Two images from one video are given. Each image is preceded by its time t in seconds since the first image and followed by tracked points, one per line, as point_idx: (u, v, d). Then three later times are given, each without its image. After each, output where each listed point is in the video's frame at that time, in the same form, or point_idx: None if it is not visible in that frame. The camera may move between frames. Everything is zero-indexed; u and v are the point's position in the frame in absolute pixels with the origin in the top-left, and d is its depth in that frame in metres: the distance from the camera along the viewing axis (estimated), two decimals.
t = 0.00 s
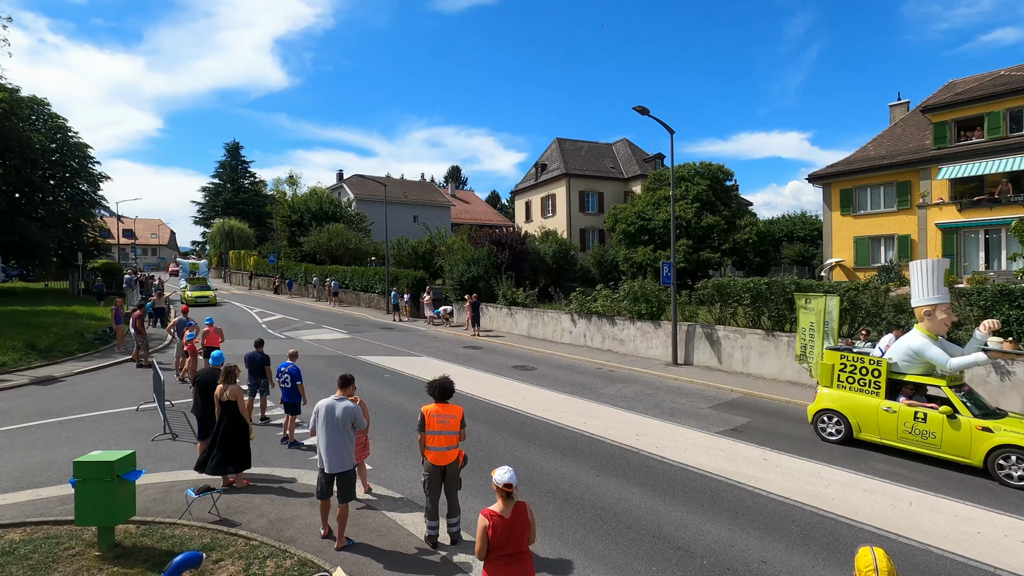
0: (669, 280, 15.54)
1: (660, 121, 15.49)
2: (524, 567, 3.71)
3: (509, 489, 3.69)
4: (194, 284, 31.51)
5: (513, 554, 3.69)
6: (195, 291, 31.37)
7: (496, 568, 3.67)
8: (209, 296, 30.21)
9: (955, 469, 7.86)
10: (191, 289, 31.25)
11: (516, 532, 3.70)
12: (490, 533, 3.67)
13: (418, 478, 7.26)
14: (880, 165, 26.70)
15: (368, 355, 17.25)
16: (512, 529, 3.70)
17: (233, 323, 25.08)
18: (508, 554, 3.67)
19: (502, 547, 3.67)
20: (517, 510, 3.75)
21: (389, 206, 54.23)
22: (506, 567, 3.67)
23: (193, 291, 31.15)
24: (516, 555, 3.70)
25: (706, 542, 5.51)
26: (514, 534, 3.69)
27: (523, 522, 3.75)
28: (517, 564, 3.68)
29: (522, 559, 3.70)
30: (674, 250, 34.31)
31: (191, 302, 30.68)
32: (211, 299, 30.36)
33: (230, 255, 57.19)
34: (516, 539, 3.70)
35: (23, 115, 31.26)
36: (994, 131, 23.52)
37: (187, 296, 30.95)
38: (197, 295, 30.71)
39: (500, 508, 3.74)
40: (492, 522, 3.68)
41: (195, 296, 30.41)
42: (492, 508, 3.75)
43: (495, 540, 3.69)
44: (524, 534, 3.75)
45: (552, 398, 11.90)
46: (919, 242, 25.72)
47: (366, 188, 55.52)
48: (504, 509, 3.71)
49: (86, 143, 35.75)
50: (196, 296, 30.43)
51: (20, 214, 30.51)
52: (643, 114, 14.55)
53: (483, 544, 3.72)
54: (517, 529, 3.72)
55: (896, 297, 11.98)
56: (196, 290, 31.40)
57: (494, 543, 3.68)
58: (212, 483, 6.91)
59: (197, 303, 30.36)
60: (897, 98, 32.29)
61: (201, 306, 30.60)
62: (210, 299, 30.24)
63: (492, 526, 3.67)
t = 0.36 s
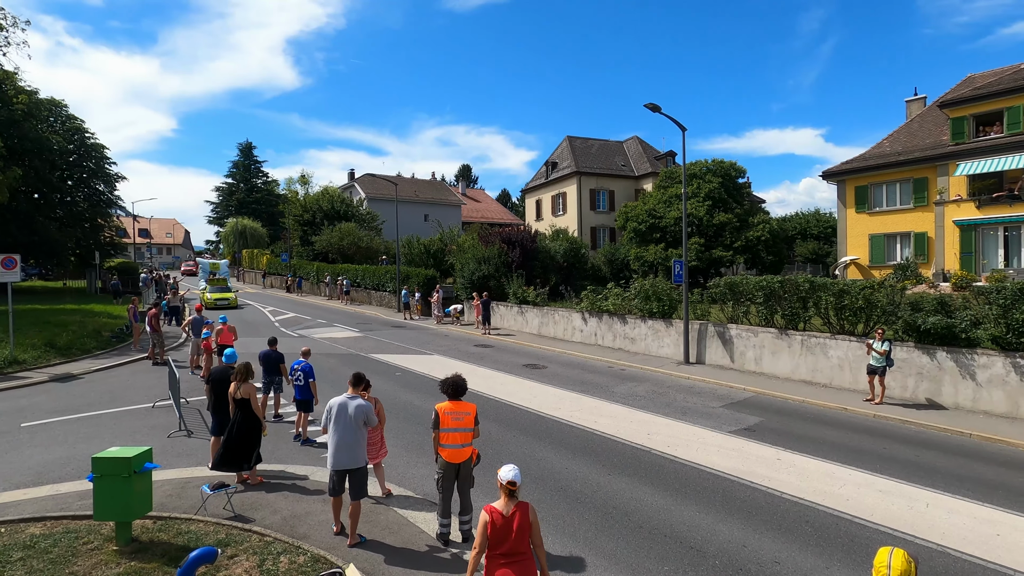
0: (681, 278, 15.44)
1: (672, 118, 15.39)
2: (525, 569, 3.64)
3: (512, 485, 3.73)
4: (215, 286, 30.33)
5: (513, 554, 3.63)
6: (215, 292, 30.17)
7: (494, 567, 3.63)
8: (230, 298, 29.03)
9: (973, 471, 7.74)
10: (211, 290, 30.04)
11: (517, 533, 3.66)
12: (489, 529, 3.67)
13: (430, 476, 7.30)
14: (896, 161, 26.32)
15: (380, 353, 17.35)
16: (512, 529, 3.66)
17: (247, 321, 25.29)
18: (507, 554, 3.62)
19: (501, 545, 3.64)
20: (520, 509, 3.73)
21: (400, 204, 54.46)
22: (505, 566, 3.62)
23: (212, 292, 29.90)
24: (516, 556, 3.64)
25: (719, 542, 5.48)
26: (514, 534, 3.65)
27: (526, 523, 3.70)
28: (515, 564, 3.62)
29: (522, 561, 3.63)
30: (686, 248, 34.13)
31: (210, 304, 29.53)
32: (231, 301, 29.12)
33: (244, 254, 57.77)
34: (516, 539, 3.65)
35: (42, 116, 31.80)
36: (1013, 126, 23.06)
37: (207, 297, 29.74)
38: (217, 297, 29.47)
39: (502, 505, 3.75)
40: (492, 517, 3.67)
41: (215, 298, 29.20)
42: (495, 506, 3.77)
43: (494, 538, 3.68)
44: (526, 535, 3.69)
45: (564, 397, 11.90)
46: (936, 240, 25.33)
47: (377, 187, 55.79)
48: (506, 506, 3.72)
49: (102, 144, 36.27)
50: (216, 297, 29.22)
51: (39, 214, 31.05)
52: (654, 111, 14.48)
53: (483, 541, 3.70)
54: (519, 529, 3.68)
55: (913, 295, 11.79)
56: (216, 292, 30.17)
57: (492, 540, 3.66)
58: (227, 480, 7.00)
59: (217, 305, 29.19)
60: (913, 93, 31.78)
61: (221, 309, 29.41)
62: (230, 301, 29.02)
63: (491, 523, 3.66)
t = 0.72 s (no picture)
0: (694, 278, 15.32)
1: (685, 117, 15.27)
2: (544, 568, 3.65)
3: (535, 484, 3.72)
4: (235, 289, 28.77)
5: (533, 552, 3.64)
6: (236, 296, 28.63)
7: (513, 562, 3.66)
8: (251, 303, 27.46)
9: (994, 474, 7.60)
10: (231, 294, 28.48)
11: (537, 531, 3.65)
12: (510, 525, 3.68)
13: (443, 475, 7.32)
14: (914, 159, 25.91)
15: (392, 353, 17.44)
16: (533, 527, 3.65)
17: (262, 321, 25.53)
18: (526, 552, 3.63)
19: (521, 543, 3.65)
20: (542, 508, 3.73)
21: (412, 205, 54.70)
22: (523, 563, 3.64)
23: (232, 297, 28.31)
24: (536, 554, 3.65)
25: (733, 545, 5.44)
26: (534, 534, 3.65)
27: (546, 522, 3.69)
28: (535, 562, 3.64)
29: (541, 560, 3.64)
30: (699, 248, 33.90)
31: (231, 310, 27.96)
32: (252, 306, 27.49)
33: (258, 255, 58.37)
34: (536, 537, 3.65)
35: (62, 120, 32.35)
36: None
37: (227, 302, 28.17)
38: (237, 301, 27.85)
39: (524, 502, 3.75)
40: (513, 514, 3.68)
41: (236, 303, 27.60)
42: (517, 502, 3.77)
43: (514, 534, 3.69)
44: (547, 535, 3.68)
45: (576, 397, 11.87)
46: (955, 239, 24.90)
47: (390, 188, 56.07)
48: (527, 504, 3.72)
49: (120, 147, 36.79)
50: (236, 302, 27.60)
51: (59, 216, 31.62)
52: (666, 110, 14.39)
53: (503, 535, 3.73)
54: (539, 527, 3.67)
55: (932, 295, 11.58)
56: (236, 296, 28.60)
57: (512, 536, 3.67)
58: (242, 478, 7.08)
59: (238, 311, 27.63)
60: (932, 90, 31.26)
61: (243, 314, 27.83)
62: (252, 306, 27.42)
63: (512, 519, 3.67)
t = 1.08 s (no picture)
0: (701, 276, 15.23)
1: (692, 114, 15.15)
2: (556, 563, 3.66)
3: (551, 482, 3.69)
4: (250, 291, 26.51)
5: (546, 547, 3.65)
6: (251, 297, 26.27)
7: (527, 556, 3.66)
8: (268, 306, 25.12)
9: (1005, 473, 7.54)
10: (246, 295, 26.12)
11: (552, 528, 3.65)
12: (524, 521, 3.68)
13: (449, 473, 7.34)
14: (924, 156, 25.68)
15: (399, 351, 17.49)
16: (547, 524, 3.65)
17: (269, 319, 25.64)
18: (540, 547, 3.64)
19: (534, 538, 3.66)
20: (555, 506, 3.71)
21: (417, 203, 54.76)
22: (535, 556, 3.65)
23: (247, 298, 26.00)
24: (549, 550, 3.65)
25: (740, 543, 5.42)
26: (548, 530, 3.64)
27: (560, 520, 3.68)
28: (547, 558, 3.64)
29: (554, 555, 3.65)
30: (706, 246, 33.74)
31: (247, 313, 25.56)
32: (269, 308, 25.09)
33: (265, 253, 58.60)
34: (548, 534, 3.65)
35: (71, 120, 32.58)
36: None
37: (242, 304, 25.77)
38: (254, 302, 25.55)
39: (539, 498, 3.74)
40: (527, 509, 3.67)
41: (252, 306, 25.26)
42: (531, 498, 3.75)
43: (528, 529, 3.69)
44: (561, 531, 3.69)
45: (582, 395, 11.85)
46: (966, 236, 24.67)
47: (396, 187, 56.16)
48: (542, 500, 3.70)
49: (128, 146, 36.98)
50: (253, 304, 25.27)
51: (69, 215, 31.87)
52: (673, 107, 14.32)
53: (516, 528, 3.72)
54: (553, 525, 3.66)
55: (942, 292, 11.48)
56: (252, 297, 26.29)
57: (526, 530, 3.67)
58: (250, 475, 7.12)
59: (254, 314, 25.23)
60: (941, 86, 30.99)
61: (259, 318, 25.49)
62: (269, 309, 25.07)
63: (526, 514, 3.67)
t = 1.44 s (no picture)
0: (704, 274, 15.20)
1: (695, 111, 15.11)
2: (560, 560, 3.63)
3: (556, 479, 3.71)
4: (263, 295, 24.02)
5: (551, 543, 3.64)
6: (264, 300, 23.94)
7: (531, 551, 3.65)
8: (283, 310, 22.84)
9: (1010, 470, 7.51)
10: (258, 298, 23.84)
11: (557, 523, 3.65)
12: (529, 515, 3.68)
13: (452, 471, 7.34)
14: (928, 152, 25.54)
15: (402, 349, 17.51)
16: (551, 519, 3.66)
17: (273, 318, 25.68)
18: (545, 542, 3.63)
19: (539, 532, 3.65)
20: (560, 502, 3.71)
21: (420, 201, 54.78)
22: (540, 551, 3.64)
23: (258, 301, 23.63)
24: (553, 546, 3.64)
25: (744, 541, 5.42)
26: (553, 525, 3.64)
27: (564, 516, 3.68)
28: (551, 554, 3.63)
29: (559, 552, 3.63)
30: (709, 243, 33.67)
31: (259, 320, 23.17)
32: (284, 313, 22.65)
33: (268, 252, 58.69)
34: (553, 529, 3.64)
35: (75, 119, 32.65)
36: None
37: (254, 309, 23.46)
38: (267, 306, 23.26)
39: (543, 494, 3.74)
40: (532, 503, 3.68)
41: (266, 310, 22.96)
42: (536, 493, 3.77)
43: (533, 524, 3.69)
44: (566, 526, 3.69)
45: (585, 393, 11.85)
46: (970, 233, 24.54)
47: (398, 185, 56.19)
48: (547, 496, 3.71)
49: (132, 145, 37.07)
50: (267, 308, 22.95)
51: (73, 214, 31.96)
52: (676, 104, 14.28)
53: (521, 522, 3.72)
54: (557, 520, 3.66)
55: (946, 289, 11.43)
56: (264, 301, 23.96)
57: (531, 525, 3.67)
58: (254, 473, 7.14)
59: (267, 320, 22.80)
60: (946, 81, 30.82)
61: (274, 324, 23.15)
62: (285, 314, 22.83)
63: (531, 508, 3.68)
